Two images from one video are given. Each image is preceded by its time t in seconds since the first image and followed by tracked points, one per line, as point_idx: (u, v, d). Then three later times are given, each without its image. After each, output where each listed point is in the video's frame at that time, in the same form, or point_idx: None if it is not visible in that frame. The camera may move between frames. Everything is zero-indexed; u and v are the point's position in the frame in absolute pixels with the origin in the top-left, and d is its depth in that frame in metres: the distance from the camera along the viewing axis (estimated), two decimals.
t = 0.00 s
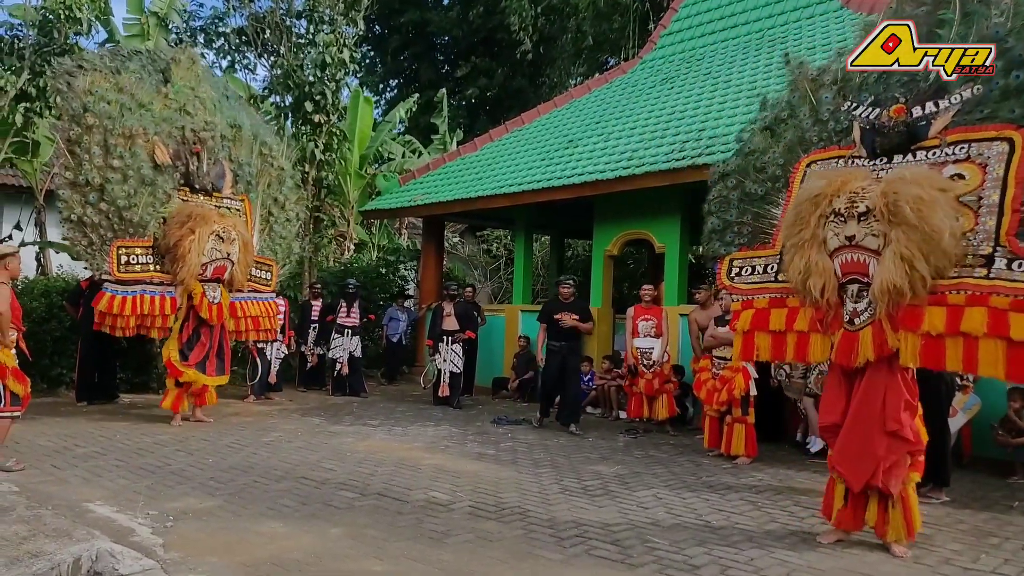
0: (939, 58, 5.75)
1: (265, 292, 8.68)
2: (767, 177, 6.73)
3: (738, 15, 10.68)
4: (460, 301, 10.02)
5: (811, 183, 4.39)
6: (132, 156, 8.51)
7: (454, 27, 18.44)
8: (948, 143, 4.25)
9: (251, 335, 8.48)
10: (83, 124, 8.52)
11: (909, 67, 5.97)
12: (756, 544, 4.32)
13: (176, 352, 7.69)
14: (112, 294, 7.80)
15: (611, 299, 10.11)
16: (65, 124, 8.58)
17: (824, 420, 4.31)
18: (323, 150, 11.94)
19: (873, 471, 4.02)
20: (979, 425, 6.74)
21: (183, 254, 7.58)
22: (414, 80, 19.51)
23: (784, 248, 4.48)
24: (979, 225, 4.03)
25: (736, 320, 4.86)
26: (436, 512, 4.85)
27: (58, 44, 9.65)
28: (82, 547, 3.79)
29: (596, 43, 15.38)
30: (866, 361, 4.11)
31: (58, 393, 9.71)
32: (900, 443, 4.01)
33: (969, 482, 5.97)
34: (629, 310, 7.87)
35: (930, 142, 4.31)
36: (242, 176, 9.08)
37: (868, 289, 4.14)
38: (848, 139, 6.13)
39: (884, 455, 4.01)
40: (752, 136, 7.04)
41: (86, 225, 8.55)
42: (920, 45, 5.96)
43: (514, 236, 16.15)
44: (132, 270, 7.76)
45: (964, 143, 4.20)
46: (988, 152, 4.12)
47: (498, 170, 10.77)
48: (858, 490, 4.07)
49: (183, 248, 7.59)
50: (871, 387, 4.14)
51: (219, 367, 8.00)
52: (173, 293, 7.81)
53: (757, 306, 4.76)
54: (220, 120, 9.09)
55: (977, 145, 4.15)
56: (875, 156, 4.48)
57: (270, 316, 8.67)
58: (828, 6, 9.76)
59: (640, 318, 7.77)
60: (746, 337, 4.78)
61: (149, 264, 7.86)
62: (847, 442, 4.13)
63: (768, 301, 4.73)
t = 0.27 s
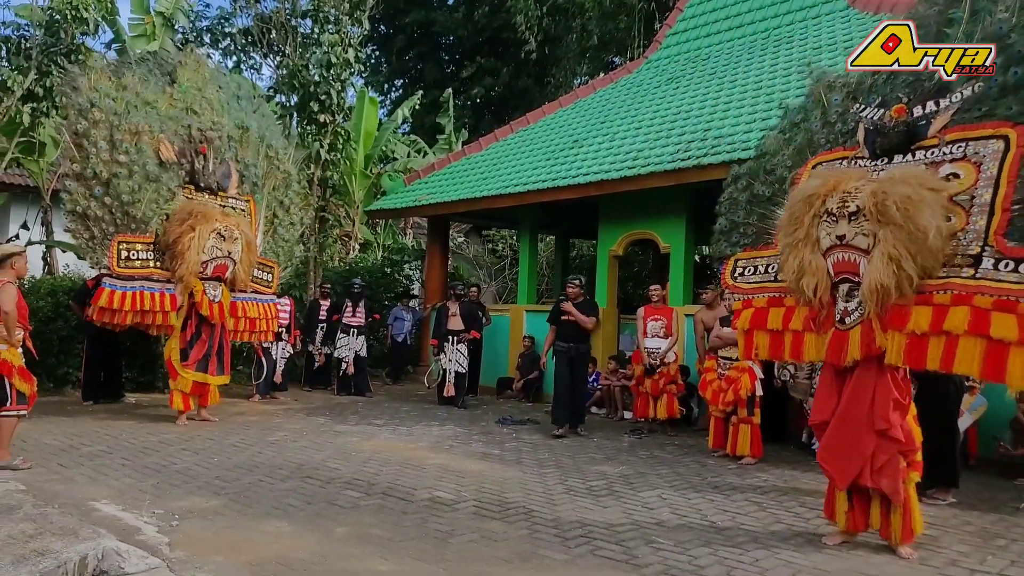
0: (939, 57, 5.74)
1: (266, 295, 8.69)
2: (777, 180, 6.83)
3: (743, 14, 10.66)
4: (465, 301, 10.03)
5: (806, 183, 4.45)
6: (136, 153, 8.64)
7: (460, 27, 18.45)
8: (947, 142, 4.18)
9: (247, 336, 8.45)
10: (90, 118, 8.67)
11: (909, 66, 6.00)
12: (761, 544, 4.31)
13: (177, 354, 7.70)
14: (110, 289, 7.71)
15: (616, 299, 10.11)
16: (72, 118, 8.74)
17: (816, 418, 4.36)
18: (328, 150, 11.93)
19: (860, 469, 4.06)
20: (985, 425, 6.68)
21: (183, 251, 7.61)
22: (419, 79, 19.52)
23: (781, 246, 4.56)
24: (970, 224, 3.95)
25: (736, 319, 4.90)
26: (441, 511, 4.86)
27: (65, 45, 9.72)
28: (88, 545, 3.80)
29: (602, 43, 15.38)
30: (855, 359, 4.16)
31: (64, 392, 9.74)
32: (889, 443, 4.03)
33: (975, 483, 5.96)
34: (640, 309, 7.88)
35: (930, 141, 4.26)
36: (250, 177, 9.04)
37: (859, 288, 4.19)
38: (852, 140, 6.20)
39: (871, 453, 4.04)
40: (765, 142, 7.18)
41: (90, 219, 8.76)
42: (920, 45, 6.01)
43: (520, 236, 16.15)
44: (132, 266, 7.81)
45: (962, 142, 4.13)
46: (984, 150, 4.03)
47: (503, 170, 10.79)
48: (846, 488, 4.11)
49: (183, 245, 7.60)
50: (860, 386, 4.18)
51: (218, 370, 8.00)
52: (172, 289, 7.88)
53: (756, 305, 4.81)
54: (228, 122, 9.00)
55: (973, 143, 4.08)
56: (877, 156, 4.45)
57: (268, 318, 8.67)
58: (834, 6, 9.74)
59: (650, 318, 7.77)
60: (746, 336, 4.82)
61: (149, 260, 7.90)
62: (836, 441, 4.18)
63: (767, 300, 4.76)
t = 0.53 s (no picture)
0: (939, 57, 5.74)
1: (272, 296, 8.70)
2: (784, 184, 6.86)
3: (749, 15, 10.66)
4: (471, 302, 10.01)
5: (803, 185, 4.44)
6: (145, 155, 8.63)
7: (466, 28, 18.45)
8: (946, 145, 4.20)
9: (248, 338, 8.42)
10: (100, 120, 8.67)
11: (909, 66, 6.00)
12: (768, 547, 4.30)
13: (183, 355, 7.73)
14: (114, 289, 7.76)
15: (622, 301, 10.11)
16: (80, 119, 8.83)
17: (807, 418, 4.34)
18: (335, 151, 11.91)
19: (849, 469, 4.04)
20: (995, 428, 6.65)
21: (187, 253, 7.60)
22: (425, 81, 19.53)
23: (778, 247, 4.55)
24: (962, 226, 3.98)
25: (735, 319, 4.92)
26: (447, 513, 4.86)
27: (73, 47, 9.84)
28: (96, 546, 3.82)
29: (608, 44, 15.36)
30: (847, 361, 4.13)
31: (72, 393, 9.78)
32: (876, 444, 4.01)
33: (983, 485, 5.93)
34: (652, 310, 7.89)
35: (928, 144, 4.27)
36: (256, 178, 9.23)
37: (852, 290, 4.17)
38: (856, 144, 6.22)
39: (859, 454, 4.02)
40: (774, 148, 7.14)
41: (93, 220, 8.79)
42: (921, 44, 5.99)
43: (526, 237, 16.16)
44: (136, 267, 7.85)
45: (961, 144, 4.14)
46: (980, 153, 4.04)
47: (508, 171, 10.80)
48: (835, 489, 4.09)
49: (187, 246, 7.61)
50: (850, 386, 4.16)
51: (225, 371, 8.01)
52: (176, 291, 7.87)
53: (755, 306, 4.82)
54: (235, 124, 9.14)
55: (970, 147, 4.10)
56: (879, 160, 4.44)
57: (270, 321, 8.59)
58: (840, 6, 9.73)
59: (662, 319, 7.76)
60: (743, 336, 4.82)
61: (153, 261, 7.96)
62: (826, 441, 4.16)
63: (765, 301, 4.77)
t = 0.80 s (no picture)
0: (940, 57, 5.73)
1: (278, 295, 8.73)
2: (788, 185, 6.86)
3: (752, 15, 10.65)
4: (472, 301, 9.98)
5: (799, 185, 4.45)
6: (145, 156, 8.67)
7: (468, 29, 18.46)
8: (942, 146, 4.18)
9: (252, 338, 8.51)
10: (100, 123, 8.74)
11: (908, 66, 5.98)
12: (772, 546, 4.30)
13: (188, 355, 7.75)
14: (117, 291, 7.78)
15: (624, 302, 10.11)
16: (83, 121, 8.84)
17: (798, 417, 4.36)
18: (336, 152, 11.97)
19: (831, 465, 4.04)
20: (999, 428, 6.65)
21: (190, 254, 7.63)
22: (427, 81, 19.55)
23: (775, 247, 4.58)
24: (952, 228, 3.96)
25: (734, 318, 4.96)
26: (450, 513, 4.86)
27: (76, 49, 9.89)
28: (100, 547, 3.83)
29: (611, 43, 15.36)
30: (836, 361, 4.14)
31: (76, 394, 9.80)
32: (857, 440, 3.98)
33: (987, 485, 5.92)
34: (661, 310, 7.91)
35: (925, 145, 4.26)
36: (262, 178, 9.16)
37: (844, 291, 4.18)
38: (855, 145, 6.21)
39: (839, 451, 4.02)
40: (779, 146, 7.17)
41: (97, 222, 8.74)
42: (921, 45, 5.98)
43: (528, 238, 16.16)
44: (139, 269, 7.83)
45: (957, 145, 4.12)
46: (974, 154, 4.02)
47: (509, 172, 10.81)
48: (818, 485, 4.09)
49: (190, 248, 7.62)
50: (836, 384, 4.17)
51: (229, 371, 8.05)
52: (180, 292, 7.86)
53: (752, 304, 4.85)
54: (239, 124, 9.18)
55: (964, 148, 4.08)
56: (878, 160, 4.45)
57: (274, 320, 8.66)
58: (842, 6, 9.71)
59: (670, 320, 7.78)
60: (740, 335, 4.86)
61: (157, 263, 7.94)
62: (811, 438, 4.17)
63: (762, 300, 4.80)
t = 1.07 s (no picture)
0: (939, 57, 5.72)
1: (281, 295, 8.73)
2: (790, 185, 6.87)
3: (751, 15, 10.65)
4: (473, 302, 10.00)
5: (797, 187, 4.45)
6: (146, 158, 8.65)
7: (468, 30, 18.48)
8: (940, 147, 4.18)
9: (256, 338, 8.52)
10: (99, 125, 8.72)
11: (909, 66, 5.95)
12: (771, 546, 4.30)
13: (190, 356, 7.76)
14: (118, 293, 7.77)
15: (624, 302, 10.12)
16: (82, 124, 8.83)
17: (796, 416, 4.37)
18: (336, 153, 12.03)
19: (827, 465, 4.06)
20: (996, 429, 6.66)
21: (190, 256, 7.62)
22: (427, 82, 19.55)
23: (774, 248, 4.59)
24: (948, 229, 3.95)
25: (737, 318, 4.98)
26: (450, 513, 4.86)
27: (76, 50, 9.91)
28: (100, 547, 3.83)
29: (612, 43, 15.36)
30: (832, 360, 4.15)
31: (76, 395, 9.80)
32: (852, 441, 3.97)
33: (987, 484, 5.92)
34: (662, 310, 7.91)
35: (923, 146, 4.26)
36: (263, 178, 9.18)
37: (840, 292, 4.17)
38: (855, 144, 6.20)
39: (835, 451, 4.02)
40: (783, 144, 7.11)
41: (95, 226, 8.75)
42: (920, 45, 5.98)
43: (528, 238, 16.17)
44: (139, 271, 7.83)
45: (954, 145, 4.12)
46: (971, 155, 4.02)
47: (508, 172, 10.82)
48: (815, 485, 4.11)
49: (190, 249, 7.62)
50: (833, 384, 4.18)
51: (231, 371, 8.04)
52: (179, 293, 7.93)
53: (754, 305, 4.86)
54: (240, 125, 9.13)
55: (962, 148, 4.08)
56: (878, 160, 4.45)
57: (280, 320, 8.66)
58: (841, 5, 9.72)
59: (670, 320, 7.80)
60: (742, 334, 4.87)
61: (157, 264, 7.95)
62: (808, 437, 4.18)
63: (764, 301, 4.82)
